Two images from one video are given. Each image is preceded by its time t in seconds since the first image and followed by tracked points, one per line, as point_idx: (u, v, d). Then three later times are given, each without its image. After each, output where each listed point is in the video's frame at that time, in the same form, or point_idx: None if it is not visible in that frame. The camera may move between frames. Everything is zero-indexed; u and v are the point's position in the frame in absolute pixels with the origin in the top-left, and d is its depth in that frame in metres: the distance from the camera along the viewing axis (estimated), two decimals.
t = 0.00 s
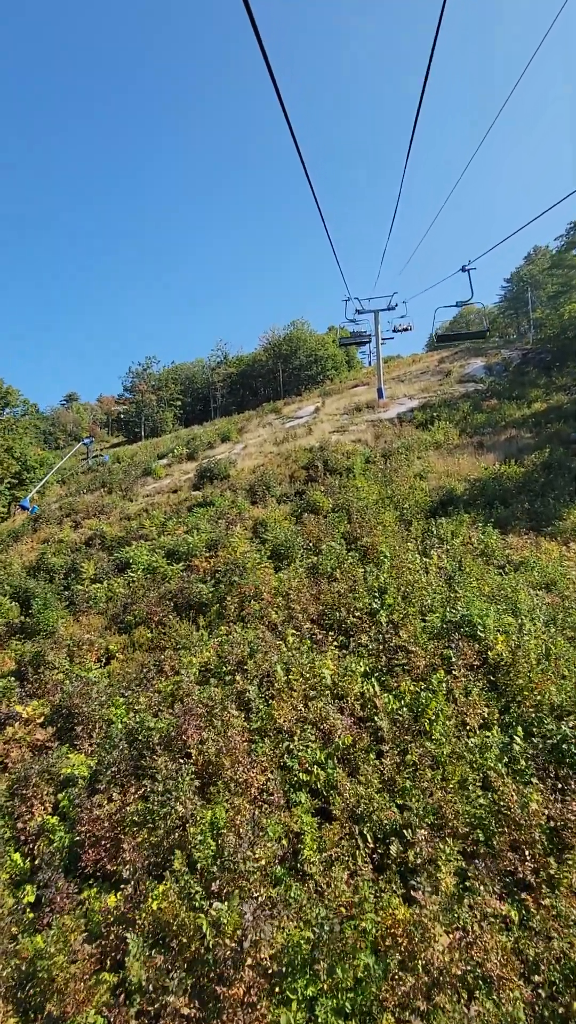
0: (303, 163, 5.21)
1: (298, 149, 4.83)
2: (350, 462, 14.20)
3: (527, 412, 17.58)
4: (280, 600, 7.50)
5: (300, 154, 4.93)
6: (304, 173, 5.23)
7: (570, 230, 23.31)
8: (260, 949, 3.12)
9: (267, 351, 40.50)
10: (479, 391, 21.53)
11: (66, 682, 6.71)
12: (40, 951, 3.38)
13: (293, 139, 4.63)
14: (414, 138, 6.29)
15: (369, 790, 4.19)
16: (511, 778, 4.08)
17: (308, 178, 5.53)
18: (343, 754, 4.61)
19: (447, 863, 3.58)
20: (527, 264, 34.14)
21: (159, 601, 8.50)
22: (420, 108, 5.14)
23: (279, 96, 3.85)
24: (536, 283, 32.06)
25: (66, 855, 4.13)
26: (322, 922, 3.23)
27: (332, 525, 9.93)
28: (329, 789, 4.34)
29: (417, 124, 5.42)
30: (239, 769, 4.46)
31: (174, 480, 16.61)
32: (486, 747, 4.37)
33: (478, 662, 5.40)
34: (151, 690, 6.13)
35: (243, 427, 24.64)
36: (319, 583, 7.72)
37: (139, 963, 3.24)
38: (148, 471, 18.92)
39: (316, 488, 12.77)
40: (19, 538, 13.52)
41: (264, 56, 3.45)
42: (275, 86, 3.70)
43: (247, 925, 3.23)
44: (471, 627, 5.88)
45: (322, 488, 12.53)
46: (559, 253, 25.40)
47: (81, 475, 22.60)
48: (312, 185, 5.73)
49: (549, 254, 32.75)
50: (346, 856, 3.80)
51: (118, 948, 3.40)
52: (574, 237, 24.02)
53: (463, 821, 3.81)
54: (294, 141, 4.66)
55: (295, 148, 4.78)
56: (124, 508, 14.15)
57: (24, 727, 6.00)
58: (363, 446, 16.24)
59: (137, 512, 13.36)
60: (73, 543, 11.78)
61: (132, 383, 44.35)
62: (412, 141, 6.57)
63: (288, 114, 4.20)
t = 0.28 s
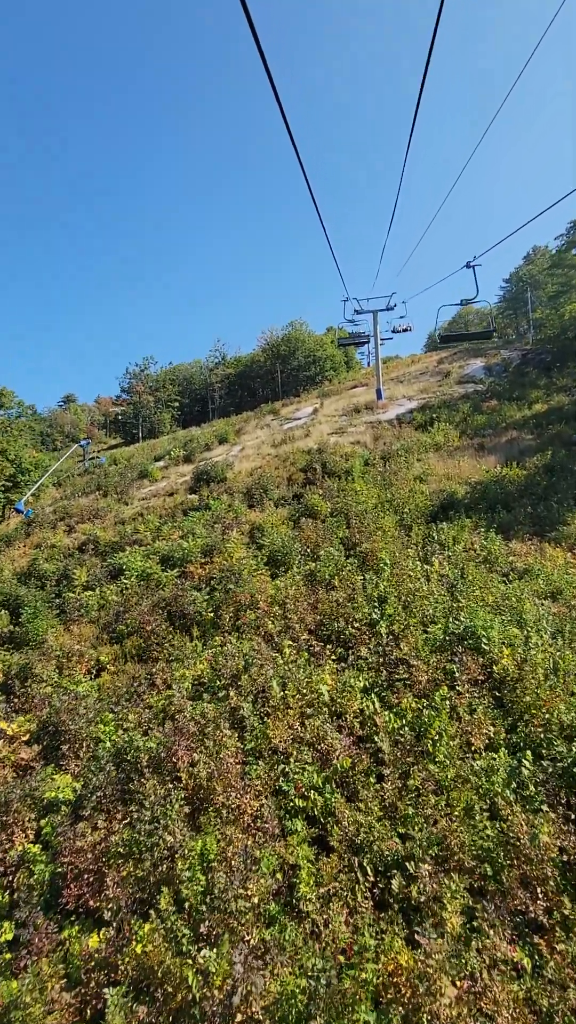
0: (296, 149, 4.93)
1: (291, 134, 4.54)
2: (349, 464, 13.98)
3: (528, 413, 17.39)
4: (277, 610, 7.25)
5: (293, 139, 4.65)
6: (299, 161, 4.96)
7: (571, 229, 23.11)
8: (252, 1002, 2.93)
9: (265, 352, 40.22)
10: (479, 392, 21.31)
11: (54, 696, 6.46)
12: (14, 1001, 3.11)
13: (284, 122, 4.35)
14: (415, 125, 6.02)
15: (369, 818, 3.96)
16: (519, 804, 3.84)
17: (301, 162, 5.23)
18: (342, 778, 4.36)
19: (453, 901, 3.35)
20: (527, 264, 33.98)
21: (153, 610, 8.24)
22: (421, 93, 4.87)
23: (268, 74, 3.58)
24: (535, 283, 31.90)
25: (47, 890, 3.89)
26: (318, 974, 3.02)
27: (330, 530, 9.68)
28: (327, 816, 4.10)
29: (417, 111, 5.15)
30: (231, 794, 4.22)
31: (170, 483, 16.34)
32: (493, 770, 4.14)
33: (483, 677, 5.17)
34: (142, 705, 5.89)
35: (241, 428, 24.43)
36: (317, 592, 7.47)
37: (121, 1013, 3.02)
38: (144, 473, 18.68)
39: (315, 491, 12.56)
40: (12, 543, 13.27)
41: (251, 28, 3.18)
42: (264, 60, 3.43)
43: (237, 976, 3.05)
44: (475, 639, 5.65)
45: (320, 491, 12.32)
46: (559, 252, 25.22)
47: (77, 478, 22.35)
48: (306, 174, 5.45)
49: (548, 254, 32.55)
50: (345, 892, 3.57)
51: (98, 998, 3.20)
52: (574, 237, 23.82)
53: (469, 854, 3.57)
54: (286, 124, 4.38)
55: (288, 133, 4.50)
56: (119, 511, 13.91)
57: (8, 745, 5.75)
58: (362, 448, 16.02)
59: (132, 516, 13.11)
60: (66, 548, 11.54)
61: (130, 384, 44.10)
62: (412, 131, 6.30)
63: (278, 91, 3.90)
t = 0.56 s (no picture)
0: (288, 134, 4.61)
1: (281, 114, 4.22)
2: (345, 465, 13.73)
3: (527, 413, 17.19)
4: (270, 619, 6.99)
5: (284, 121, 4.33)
6: (291, 147, 4.64)
7: (569, 227, 22.89)
8: None
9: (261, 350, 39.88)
10: (476, 392, 21.10)
11: (36, 711, 6.18)
12: None
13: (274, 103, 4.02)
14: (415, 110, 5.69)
15: (366, 851, 3.69)
16: (526, 836, 3.60)
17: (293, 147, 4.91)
18: (337, 805, 4.10)
19: (457, 947, 3.10)
20: (524, 263, 33.79)
21: (142, 618, 7.97)
22: (421, 76, 4.55)
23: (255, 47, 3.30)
24: (533, 282, 31.71)
25: (20, 930, 3.62)
26: None
27: (325, 534, 9.43)
28: (321, 847, 3.84)
29: (417, 96, 4.86)
30: (219, 824, 3.95)
31: (163, 484, 16.05)
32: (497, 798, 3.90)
33: (485, 694, 4.92)
34: (128, 722, 5.62)
35: (236, 427, 24.16)
36: (312, 600, 7.20)
37: None
38: (137, 474, 18.38)
39: (310, 493, 12.30)
40: None
41: None
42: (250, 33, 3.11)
43: None
44: (477, 653, 5.39)
45: (315, 493, 12.06)
46: (557, 251, 25.02)
47: (69, 478, 22.00)
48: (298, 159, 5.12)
49: (545, 253, 32.37)
50: (340, 934, 3.30)
51: None
52: (572, 235, 23.61)
53: (474, 894, 3.31)
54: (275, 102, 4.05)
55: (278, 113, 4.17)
56: (110, 514, 13.62)
57: None
58: (359, 449, 15.77)
59: (123, 519, 12.82)
60: (55, 552, 11.23)
61: (124, 383, 43.70)
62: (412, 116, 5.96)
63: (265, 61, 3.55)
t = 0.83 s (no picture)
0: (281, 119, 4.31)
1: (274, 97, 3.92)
2: (343, 468, 13.50)
3: (527, 414, 16.98)
4: (265, 630, 6.74)
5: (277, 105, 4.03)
6: (285, 133, 4.34)
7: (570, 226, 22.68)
8: None
9: (258, 351, 39.63)
10: (475, 393, 20.90)
11: (20, 727, 5.93)
12: None
13: (267, 87, 3.73)
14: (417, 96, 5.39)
15: (364, 887, 3.47)
16: (536, 872, 3.38)
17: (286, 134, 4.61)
18: (334, 834, 3.87)
19: (463, 997, 2.88)
20: (523, 263, 33.62)
21: (133, 627, 7.71)
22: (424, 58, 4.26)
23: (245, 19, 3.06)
24: (532, 282, 31.57)
25: None
26: None
27: (323, 540, 9.18)
28: (317, 881, 3.60)
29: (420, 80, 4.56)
30: (207, 855, 3.70)
31: (158, 486, 15.79)
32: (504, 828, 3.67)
33: (490, 712, 4.70)
34: (115, 739, 5.37)
35: (233, 428, 23.92)
36: (308, 609, 6.95)
37: None
38: (132, 475, 18.11)
39: (307, 496, 12.08)
40: None
41: None
42: (240, 9, 2.85)
43: None
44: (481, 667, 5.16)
45: (313, 496, 11.85)
46: (557, 251, 24.83)
47: (63, 480, 21.73)
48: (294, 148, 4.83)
49: (545, 253, 32.18)
50: (337, 982, 3.07)
51: None
52: (573, 235, 23.41)
53: (481, 938, 3.08)
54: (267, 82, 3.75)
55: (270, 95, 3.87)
56: (103, 517, 13.36)
57: None
58: (357, 451, 15.54)
59: (116, 522, 12.55)
60: (45, 557, 10.97)
61: (121, 383, 43.43)
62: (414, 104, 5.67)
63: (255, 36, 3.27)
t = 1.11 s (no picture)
0: (276, 111, 4.04)
1: (266, 85, 3.67)
2: (341, 471, 13.28)
3: (527, 416, 16.79)
4: (260, 641, 6.50)
5: (271, 95, 3.77)
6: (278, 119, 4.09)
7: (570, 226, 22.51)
8: None
9: (256, 351, 39.41)
10: (474, 395, 20.72)
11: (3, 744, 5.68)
12: None
13: (259, 70, 3.52)
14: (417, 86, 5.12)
15: (362, 928, 3.23)
16: (547, 913, 3.15)
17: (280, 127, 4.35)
18: (330, 867, 3.65)
19: None
20: (522, 264, 33.49)
21: (124, 638, 7.46)
22: (426, 43, 3.99)
23: None
24: (531, 283, 31.42)
25: None
26: None
27: (319, 546, 8.95)
28: (311, 920, 3.37)
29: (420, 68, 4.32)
30: (195, 892, 3.46)
31: (153, 490, 15.54)
32: (512, 863, 3.44)
33: (494, 734, 4.48)
34: (101, 759, 5.12)
35: (230, 430, 23.69)
36: (305, 620, 6.72)
37: None
38: (127, 478, 17.86)
39: (304, 500, 11.85)
40: None
41: None
42: None
43: None
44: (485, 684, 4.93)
45: (310, 500, 11.62)
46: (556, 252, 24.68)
47: (58, 482, 21.47)
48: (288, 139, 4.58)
49: (543, 254, 32.03)
50: None
51: None
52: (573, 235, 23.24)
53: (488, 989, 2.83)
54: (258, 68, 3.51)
55: (263, 83, 3.63)
56: (97, 521, 13.12)
57: None
58: (355, 453, 15.33)
59: (109, 526, 12.31)
60: (36, 562, 10.71)
61: (118, 384, 43.16)
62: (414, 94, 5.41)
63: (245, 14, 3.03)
